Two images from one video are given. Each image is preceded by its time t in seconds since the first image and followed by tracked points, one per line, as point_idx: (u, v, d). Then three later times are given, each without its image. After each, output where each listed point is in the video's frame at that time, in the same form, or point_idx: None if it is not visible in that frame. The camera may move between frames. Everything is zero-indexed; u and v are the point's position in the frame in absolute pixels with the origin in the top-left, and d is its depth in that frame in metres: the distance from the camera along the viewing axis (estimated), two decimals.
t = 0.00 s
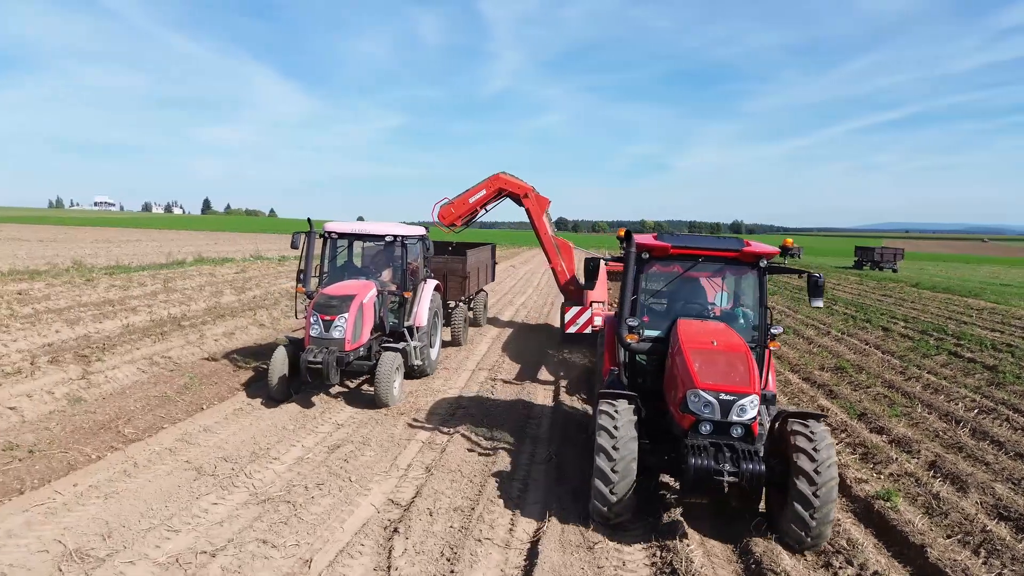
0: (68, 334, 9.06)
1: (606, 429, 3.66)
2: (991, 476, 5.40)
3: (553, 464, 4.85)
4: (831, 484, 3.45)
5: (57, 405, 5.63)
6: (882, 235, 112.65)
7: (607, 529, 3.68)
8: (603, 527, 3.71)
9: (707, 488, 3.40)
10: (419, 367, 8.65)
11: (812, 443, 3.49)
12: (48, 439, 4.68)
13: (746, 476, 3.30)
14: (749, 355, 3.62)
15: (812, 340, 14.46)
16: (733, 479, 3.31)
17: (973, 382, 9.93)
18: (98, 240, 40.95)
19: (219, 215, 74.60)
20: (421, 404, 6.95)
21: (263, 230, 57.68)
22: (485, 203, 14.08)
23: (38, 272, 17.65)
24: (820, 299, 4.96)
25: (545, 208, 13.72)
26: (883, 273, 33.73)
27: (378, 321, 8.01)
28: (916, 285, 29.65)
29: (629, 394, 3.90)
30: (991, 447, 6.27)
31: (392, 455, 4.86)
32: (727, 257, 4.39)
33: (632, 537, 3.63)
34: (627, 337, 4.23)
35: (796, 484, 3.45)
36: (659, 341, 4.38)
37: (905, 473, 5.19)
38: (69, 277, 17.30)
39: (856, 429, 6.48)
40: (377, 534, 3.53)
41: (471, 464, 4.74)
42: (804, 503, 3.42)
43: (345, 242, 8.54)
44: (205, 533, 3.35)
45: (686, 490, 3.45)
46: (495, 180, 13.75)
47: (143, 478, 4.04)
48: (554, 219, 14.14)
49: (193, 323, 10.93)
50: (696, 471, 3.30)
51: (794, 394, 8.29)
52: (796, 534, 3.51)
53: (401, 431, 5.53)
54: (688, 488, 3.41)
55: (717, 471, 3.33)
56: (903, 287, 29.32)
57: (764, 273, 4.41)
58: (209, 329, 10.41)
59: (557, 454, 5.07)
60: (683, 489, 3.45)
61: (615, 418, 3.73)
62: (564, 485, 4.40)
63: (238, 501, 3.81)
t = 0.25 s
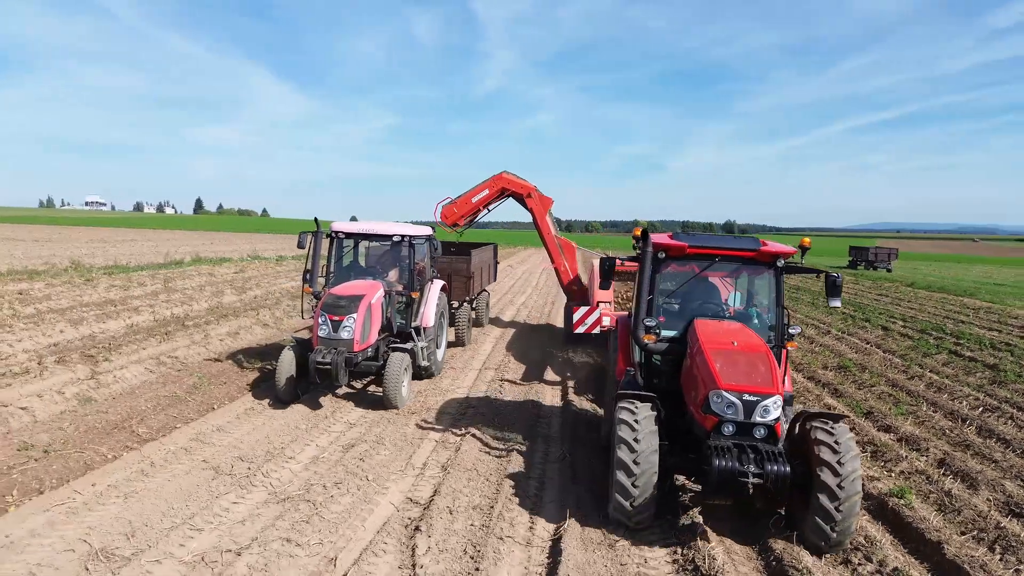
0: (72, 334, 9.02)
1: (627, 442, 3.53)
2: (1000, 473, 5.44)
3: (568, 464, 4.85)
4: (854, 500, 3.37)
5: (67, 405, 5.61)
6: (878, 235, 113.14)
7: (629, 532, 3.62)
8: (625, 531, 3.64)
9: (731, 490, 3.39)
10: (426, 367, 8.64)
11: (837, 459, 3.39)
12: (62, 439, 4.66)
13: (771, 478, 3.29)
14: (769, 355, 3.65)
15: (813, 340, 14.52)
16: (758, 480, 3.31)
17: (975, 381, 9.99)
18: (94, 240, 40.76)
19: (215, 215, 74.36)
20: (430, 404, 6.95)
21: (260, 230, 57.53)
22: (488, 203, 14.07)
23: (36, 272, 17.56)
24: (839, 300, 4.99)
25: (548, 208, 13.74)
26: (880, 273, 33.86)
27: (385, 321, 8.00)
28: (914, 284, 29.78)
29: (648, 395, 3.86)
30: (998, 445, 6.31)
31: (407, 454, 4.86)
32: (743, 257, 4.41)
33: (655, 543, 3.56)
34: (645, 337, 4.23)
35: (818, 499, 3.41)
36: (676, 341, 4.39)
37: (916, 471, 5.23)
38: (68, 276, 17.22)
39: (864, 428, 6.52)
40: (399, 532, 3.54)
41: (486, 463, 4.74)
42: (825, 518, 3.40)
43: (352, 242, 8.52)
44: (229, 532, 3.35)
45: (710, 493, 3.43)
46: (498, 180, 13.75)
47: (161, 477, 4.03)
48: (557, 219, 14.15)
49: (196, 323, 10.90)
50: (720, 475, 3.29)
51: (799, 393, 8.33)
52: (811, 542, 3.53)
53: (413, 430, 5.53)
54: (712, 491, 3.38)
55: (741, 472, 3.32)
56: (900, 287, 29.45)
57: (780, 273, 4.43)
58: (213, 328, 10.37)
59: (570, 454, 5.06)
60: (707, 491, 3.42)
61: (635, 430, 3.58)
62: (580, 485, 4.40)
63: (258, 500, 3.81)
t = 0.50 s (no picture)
0: (78, 334, 9.00)
1: (649, 458, 3.52)
2: (1011, 471, 5.47)
3: (583, 463, 4.86)
4: (878, 516, 3.35)
5: (79, 405, 5.60)
6: (874, 235, 113.53)
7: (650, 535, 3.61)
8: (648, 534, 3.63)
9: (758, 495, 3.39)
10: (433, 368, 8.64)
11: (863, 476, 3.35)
12: (78, 439, 4.65)
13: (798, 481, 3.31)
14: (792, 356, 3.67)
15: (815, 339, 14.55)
16: (784, 483, 3.32)
17: (979, 380, 10.03)
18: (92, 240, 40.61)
19: (212, 215, 74.17)
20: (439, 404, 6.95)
21: (257, 230, 57.40)
22: (491, 203, 14.07)
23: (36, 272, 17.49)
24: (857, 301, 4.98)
25: (552, 208, 13.76)
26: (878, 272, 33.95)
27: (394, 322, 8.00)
28: (912, 284, 29.87)
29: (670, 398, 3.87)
30: (1007, 444, 6.34)
31: (422, 453, 4.87)
32: (761, 257, 4.42)
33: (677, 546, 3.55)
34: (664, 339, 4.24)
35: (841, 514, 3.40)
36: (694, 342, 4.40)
37: (928, 470, 5.26)
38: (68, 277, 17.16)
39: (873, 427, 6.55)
40: (422, 531, 3.55)
41: (502, 463, 4.75)
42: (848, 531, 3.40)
43: (360, 242, 8.52)
44: (252, 532, 3.36)
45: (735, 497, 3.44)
46: (502, 180, 13.77)
47: (180, 477, 4.03)
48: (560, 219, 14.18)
49: (200, 323, 10.87)
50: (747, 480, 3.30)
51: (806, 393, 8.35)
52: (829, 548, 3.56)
53: (427, 430, 5.53)
54: (738, 495, 3.39)
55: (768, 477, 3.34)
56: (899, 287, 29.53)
57: (799, 274, 4.44)
58: (217, 329, 10.35)
59: (585, 454, 5.07)
60: (733, 496, 3.43)
61: (657, 444, 3.55)
62: (597, 485, 4.41)
63: (278, 500, 3.81)
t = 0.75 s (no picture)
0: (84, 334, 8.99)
1: (672, 475, 3.50)
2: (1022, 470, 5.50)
3: (599, 463, 4.88)
4: (901, 533, 3.34)
5: (92, 406, 5.60)
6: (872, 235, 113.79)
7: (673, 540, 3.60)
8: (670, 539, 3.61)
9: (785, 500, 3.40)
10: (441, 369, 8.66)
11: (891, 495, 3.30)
12: (94, 439, 4.65)
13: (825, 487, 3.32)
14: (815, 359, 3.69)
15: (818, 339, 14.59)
16: (812, 488, 3.33)
17: (984, 379, 10.06)
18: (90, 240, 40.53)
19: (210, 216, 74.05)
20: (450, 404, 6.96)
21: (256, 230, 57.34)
22: (495, 203, 14.07)
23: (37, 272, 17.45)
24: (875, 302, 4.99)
25: (556, 208, 13.76)
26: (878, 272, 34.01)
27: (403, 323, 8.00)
28: (912, 284, 29.94)
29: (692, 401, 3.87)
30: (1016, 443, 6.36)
31: (438, 454, 4.88)
32: (780, 259, 4.44)
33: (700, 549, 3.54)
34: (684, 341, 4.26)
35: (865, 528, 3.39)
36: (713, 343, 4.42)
37: (940, 469, 5.28)
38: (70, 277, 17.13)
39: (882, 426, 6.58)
40: (444, 530, 3.56)
41: (519, 463, 4.76)
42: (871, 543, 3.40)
43: (368, 243, 8.52)
44: (276, 532, 3.36)
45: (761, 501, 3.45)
46: (507, 180, 13.76)
47: (200, 477, 4.04)
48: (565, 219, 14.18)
49: (205, 323, 10.87)
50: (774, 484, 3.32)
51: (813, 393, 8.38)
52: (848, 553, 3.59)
53: (440, 431, 5.54)
54: (765, 499, 3.40)
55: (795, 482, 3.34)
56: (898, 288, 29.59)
57: (818, 275, 4.46)
58: (223, 329, 10.35)
59: (600, 454, 5.10)
60: (758, 500, 3.45)
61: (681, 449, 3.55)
62: (614, 483, 4.45)
63: (299, 500, 3.82)
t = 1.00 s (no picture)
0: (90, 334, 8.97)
1: (697, 487, 3.50)
2: None
3: (615, 464, 4.90)
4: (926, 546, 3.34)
5: (105, 405, 5.59)
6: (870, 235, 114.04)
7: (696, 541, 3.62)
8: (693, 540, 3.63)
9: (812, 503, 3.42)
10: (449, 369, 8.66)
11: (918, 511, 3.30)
12: (110, 440, 4.65)
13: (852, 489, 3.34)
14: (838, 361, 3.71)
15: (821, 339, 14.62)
16: (841, 491, 3.35)
17: (989, 379, 10.08)
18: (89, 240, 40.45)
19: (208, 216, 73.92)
20: (460, 404, 6.96)
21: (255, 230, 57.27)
22: (500, 203, 14.07)
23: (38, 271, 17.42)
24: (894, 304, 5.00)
25: (560, 208, 13.77)
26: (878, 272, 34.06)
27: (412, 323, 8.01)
28: (912, 284, 29.99)
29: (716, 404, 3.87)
30: None
31: (454, 454, 4.89)
32: (800, 259, 4.46)
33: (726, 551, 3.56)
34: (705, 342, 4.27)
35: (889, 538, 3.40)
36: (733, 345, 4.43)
37: (952, 468, 5.31)
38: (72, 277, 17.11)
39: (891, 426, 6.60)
40: (466, 530, 3.57)
41: (535, 463, 4.77)
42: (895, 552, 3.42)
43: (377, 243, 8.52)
44: (300, 531, 3.36)
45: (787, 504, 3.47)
46: (511, 180, 13.77)
47: (219, 477, 4.04)
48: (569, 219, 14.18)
49: (210, 323, 10.86)
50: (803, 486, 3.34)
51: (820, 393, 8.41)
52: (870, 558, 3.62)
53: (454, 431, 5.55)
54: (792, 503, 3.42)
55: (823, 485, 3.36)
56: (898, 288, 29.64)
57: (837, 276, 4.49)
58: (229, 329, 10.35)
59: (615, 456, 5.11)
60: (785, 502, 3.47)
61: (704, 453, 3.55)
62: (633, 487, 4.44)
63: (320, 500, 3.82)
